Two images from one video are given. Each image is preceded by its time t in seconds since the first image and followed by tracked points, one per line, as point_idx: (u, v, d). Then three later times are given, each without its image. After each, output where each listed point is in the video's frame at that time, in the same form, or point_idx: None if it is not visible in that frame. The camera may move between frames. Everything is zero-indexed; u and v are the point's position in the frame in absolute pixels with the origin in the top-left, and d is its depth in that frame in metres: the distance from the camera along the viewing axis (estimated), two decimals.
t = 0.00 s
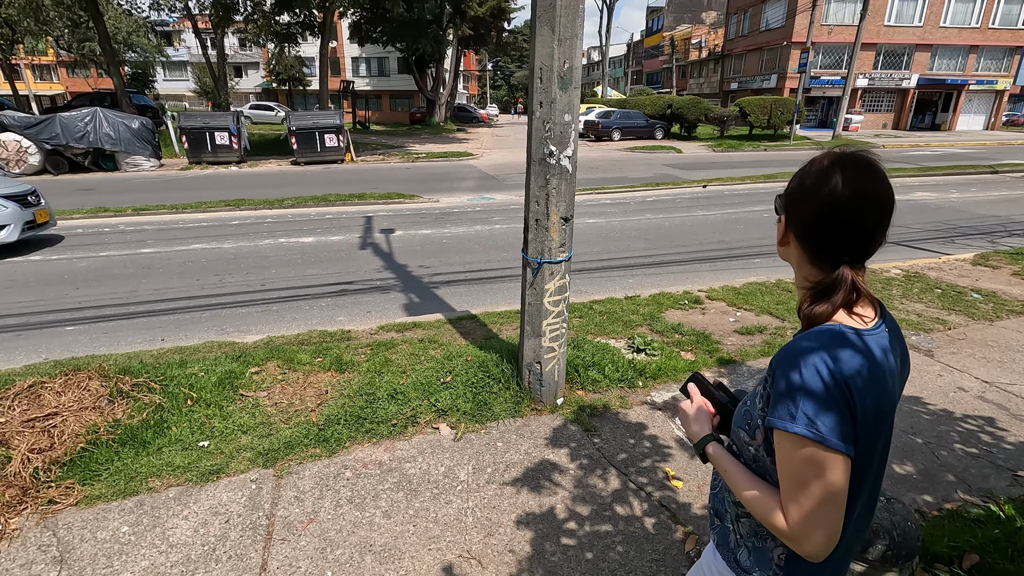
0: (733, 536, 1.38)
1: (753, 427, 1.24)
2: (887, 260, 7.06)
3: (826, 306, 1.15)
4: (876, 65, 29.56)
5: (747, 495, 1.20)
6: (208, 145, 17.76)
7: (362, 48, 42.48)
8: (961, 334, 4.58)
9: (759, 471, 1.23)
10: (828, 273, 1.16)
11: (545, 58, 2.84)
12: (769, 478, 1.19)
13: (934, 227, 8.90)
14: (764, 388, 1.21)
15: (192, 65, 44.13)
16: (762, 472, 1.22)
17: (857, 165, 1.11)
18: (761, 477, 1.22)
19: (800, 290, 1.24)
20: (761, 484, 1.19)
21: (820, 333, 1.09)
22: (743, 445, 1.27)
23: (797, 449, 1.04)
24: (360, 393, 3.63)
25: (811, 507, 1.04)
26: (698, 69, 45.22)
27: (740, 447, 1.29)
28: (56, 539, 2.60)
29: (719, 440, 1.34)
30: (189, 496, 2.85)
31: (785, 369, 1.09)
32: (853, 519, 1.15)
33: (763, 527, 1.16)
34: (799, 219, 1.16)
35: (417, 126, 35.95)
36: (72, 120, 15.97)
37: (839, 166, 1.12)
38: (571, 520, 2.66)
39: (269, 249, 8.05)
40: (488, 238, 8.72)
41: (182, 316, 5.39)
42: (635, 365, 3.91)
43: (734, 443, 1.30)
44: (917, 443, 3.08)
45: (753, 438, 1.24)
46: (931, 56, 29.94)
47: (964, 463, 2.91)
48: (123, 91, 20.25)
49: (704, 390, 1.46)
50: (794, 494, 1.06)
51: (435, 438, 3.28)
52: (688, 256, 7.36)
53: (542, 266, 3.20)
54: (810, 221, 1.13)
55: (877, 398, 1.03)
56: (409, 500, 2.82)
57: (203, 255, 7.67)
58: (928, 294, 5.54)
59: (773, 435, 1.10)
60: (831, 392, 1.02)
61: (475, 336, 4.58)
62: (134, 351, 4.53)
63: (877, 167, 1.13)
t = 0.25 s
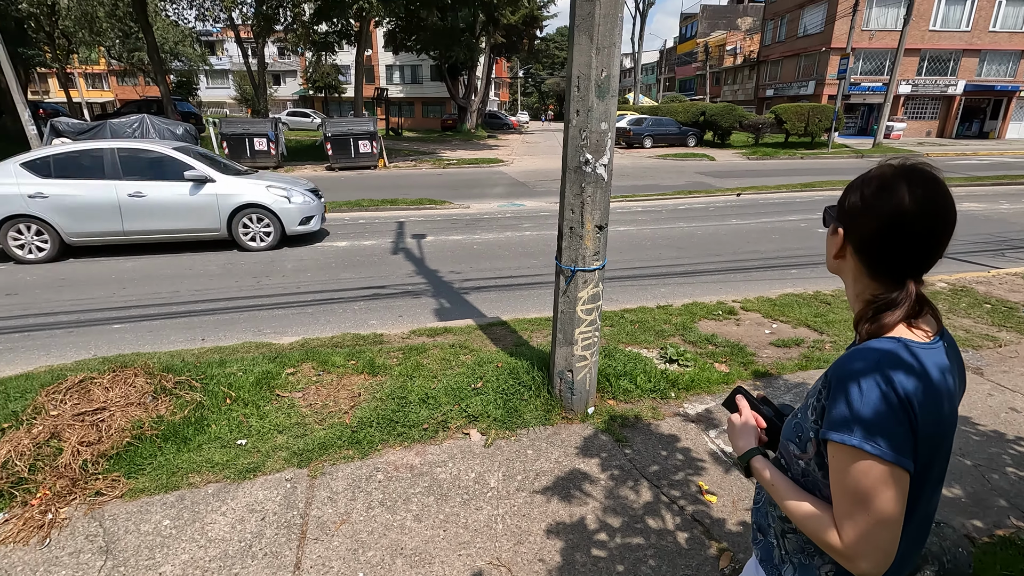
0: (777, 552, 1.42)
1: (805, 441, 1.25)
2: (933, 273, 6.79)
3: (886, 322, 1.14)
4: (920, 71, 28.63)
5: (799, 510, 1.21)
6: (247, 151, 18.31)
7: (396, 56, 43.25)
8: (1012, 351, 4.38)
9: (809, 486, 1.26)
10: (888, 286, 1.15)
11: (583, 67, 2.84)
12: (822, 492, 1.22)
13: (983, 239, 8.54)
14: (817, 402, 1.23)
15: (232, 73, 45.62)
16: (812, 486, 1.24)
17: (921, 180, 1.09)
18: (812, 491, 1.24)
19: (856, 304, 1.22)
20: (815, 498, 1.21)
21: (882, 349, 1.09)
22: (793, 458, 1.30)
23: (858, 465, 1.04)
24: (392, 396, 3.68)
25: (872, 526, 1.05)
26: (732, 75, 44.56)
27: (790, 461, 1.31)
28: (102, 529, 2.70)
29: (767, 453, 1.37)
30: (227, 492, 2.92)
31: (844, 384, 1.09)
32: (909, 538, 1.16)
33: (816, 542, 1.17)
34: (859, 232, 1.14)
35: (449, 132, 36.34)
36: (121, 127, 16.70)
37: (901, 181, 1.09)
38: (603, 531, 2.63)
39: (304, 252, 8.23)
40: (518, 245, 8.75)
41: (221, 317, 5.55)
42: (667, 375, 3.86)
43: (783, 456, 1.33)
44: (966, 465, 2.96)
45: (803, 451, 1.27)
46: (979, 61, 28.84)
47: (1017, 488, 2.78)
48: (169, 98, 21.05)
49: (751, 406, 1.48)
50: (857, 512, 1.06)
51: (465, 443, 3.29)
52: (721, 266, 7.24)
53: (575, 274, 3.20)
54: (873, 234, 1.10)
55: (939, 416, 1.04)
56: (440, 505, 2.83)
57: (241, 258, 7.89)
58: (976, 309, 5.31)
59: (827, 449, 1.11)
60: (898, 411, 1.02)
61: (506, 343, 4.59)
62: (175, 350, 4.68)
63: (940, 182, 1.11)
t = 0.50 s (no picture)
0: (818, 565, 1.40)
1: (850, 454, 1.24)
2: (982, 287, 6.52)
3: (941, 341, 1.12)
4: (968, 77, 27.61)
5: (842, 523, 1.21)
6: (285, 157, 18.82)
7: (429, 64, 43.93)
8: None
9: (852, 500, 1.24)
10: (944, 304, 1.12)
11: (621, 77, 2.85)
12: (865, 507, 1.21)
13: None
14: (864, 416, 1.21)
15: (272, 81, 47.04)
16: (857, 500, 1.22)
17: (981, 198, 1.06)
18: (856, 505, 1.23)
19: (911, 320, 1.20)
20: (858, 512, 1.20)
21: (932, 366, 1.07)
22: (836, 471, 1.29)
23: (905, 483, 1.03)
24: (424, 401, 3.72)
25: (918, 546, 1.03)
26: (768, 82, 43.77)
27: (834, 474, 1.30)
28: (147, 522, 2.81)
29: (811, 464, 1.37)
30: (265, 491, 3.00)
31: (893, 399, 1.08)
32: (959, 562, 1.13)
33: (859, 557, 1.16)
34: (915, 248, 1.12)
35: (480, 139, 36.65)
36: (167, 133, 17.41)
37: (962, 197, 1.07)
38: (634, 544, 2.61)
39: (339, 256, 8.41)
40: (549, 252, 8.75)
41: (260, 319, 5.71)
42: (701, 388, 3.80)
43: (827, 469, 1.33)
44: (1018, 490, 2.83)
45: (848, 465, 1.26)
46: None
47: None
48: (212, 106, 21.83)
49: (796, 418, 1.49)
50: (900, 529, 1.05)
51: (496, 450, 3.31)
52: (756, 277, 7.10)
53: (609, 284, 3.19)
54: (933, 250, 1.08)
55: (994, 438, 1.01)
56: (471, 510, 2.85)
57: (279, 261, 8.12)
58: None
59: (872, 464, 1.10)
60: (949, 431, 1.00)
61: (537, 350, 4.60)
62: (217, 350, 4.83)
63: (1001, 199, 1.08)
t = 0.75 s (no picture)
0: None
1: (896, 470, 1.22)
2: None
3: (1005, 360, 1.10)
4: (1017, 83, 26.54)
5: (886, 540, 1.19)
6: (319, 164, 19.28)
7: (460, 72, 44.46)
8: None
9: (897, 517, 1.22)
10: (1009, 317, 1.09)
11: (657, 86, 2.84)
12: (910, 523, 1.18)
13: None
14: (911, 433, 1.19)
15: (308, 90, 48.29)
16: (902, 518, 1.20)
17: None
18: (901, 523, 1.20)
19: (968, 340, 1.18)
20: (901, 527, 1.18)
21: (984, 383, 1.04)
22: (881, 487, 1.27)
23: (953, 500, 1.01)
24: (454, 406, 3.75)
25: (967, 567, 1.01)
26: (803, 89, 42.90)
27: (880, 490, 1.28)
28: (187, 517, 2.90)
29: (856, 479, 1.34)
30: (299, 490, 3.07)
31: (939, 413, 1.06)
32: None
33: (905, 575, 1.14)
34: (977, 261, 1.10)
35: (510, 146, 36.87)
36: (208, 141, 18.02)
37: None
38: (664, 557, 2.57)
39: (370, 261, 8.56)
40: (577, 260, 8.73)
41: (294, 322, 5.86)
42: (733, 400, 3.73)
43: (872, 483, 1.30)
44: None
45: (893, 482, 1.23)
46: None
47: None
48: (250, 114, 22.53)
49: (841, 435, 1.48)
50: (948, 548, 1.03)
51: (525, 457, 3.31)
52: (791, 288, 6.94)
53: (642, 293, 3.17)
54: (996, 265, 1.07)
55: None
56: (500, 517, 2.86)
57: (312, 266, 8.30)
58: None
59: (919, 481, 1.08)
60: (1003, 450, 0.97)
61: (566, 358, 4.59)
62: (254, 351, 4.97)
63: None
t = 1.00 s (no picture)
0: None
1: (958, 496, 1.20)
2: None
3: None
4: None
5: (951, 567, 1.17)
6: (352, 171, 19.67)
7: (492, 81, 44.88)
8: None
9: (960, 542, 1.20)
10: None
11: (693, 95, 2.82)
12: (973, 551, 1.17)
13: None
14: (973, 457, 1.17)
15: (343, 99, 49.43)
16: (964, 545, 1.18)
17: None
18: (963, 550, 1.18)
19: None
20: (965, 557, 1.17)
21: None
22: (940, 512, 1.25)
23: None
24: (483, 414, 3.76)
25: None
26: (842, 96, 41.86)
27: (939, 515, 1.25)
28: (223, 515, 2.97)
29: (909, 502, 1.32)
30: (331, 492, 3.11)
31: (1002, 443, 1.05)
32: None
33: None
34: None
35: (540, 155, 36.96)
36: (248, 148, 18.62)
37: None
38: (697, 574, 2.52)
39: (401, 268, 8.67)
40: (607, 268, 8.67)
41: (327, 326, 5.97)
42: (769, 415, 3.64)
43: (929, 508, 1.28)
44: None
45: (954, 506, 1.21)
46: None
47: None
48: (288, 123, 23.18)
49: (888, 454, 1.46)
50: None
51: (554, 466, 3.29)
52: (828, 300, 6.74)
53: (675, 303, 3.13)
54: None
55: None
56: (528, 526, 2.85)
57: (345, 271, 8.46)
58: None
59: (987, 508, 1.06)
60: None
61: (596, 368, 4.56)
62: (288, 354, 5.08)
63: None
